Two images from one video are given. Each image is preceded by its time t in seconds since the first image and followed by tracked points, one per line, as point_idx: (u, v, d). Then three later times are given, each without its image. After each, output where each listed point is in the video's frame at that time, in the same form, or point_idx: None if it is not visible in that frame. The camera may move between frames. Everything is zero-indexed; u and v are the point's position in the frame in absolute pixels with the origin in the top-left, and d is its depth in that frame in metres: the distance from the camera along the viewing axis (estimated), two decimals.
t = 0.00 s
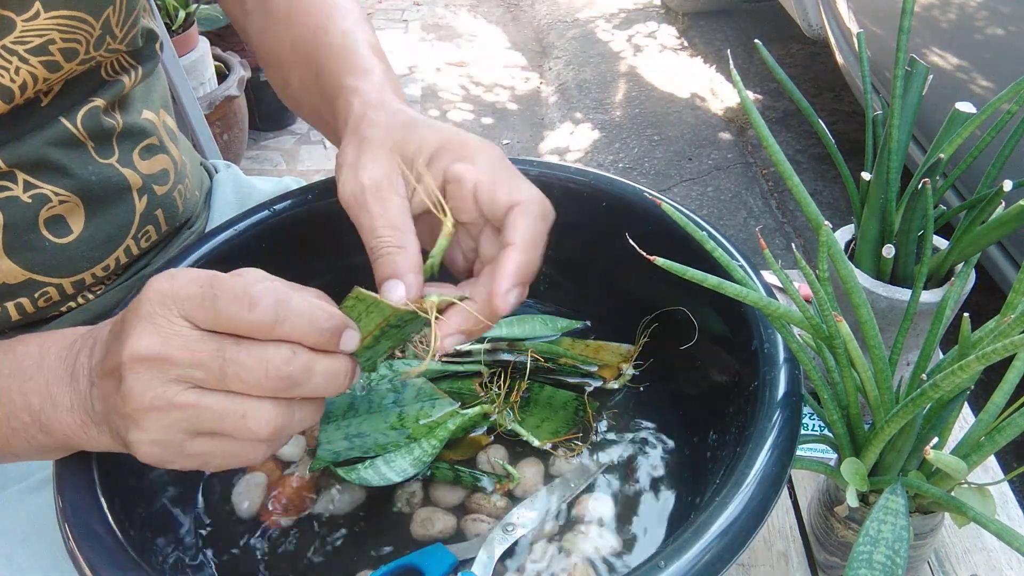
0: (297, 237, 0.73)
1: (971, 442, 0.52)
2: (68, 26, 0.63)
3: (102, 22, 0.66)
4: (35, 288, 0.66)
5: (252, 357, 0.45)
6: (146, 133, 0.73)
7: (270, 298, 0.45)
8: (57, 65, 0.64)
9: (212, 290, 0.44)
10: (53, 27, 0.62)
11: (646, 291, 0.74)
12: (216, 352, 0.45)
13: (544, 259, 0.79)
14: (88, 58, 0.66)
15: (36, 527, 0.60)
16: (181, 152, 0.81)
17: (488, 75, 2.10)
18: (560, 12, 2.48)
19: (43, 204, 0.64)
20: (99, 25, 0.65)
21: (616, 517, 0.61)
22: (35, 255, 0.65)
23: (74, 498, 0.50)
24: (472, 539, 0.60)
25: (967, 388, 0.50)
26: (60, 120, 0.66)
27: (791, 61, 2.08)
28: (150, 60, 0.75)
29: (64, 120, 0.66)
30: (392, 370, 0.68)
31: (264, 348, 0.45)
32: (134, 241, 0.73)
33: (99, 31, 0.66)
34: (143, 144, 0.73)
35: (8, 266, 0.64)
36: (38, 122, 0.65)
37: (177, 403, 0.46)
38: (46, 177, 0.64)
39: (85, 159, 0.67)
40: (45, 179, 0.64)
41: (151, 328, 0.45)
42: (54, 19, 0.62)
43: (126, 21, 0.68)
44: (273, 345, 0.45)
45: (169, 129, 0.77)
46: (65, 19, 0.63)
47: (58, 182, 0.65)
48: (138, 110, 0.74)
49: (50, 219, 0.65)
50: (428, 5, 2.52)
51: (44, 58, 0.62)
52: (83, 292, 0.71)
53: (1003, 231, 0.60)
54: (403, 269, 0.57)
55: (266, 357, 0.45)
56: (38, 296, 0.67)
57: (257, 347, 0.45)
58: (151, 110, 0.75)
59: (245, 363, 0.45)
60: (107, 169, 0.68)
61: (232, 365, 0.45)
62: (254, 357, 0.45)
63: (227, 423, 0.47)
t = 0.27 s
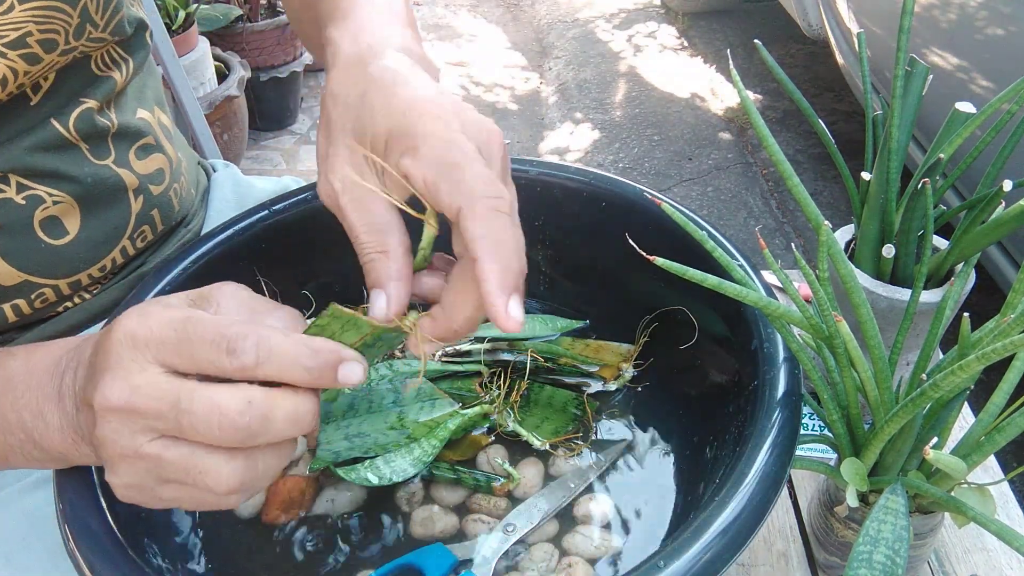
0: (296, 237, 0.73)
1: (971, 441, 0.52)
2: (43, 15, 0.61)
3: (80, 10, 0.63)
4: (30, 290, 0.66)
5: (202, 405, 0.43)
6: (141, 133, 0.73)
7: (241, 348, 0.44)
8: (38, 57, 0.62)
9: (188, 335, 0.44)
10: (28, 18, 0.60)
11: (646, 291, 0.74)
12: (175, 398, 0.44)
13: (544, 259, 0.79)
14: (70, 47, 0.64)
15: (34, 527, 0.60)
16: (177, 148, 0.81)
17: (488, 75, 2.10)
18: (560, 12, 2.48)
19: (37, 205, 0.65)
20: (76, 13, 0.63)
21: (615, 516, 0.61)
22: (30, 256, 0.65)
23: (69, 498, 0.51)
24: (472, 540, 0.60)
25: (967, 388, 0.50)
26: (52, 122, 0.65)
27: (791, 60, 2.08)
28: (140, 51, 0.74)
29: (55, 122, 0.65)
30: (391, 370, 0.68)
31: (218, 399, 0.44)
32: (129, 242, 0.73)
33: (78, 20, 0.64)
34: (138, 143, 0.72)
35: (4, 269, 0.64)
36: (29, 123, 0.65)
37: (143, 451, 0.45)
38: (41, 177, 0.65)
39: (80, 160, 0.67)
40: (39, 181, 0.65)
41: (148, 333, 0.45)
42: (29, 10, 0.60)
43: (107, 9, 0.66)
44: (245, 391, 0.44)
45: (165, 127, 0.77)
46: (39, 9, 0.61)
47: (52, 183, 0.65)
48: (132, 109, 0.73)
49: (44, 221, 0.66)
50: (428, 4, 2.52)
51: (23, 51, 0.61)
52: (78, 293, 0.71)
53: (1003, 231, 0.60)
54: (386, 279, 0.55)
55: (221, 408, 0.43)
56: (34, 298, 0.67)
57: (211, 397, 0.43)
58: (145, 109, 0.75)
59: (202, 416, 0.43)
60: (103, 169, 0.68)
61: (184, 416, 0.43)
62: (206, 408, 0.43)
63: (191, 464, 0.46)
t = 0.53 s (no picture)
0: (296, 237, 0.73)
1: (972, 441, 0.52)
2: (31, 10, 0.61)
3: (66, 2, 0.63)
4: (28, 289, 0.67)
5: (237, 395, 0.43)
6: (138, 131, 0.72)
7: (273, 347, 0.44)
8: (28, 52, 0.62)
9: (226, 339, 0.44)
10: (15, 14, 0.60)
11: (646, 291, 0.74)
12: (210, 396, 0.43)
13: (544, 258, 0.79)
14: (60, 42, 0.64)
15: (33, 525, 0.60)
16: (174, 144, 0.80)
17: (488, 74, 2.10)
18: (561, 12, 2.48)
19: (34, 203, 0.65)
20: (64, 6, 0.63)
21: (615, 516, 0.61)
22: (28, 255, 0.65)
23: (70, 494, 0.51)
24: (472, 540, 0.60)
25: (967, 388, 0.50)
26: (46, 120, 0.65)
27: (791, 61, 2.08)
28: (134, 42, 0.73)
29: (49, 120, 0.65)
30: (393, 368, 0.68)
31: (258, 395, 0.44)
32: (128, 240, 0.73)
33: (62, 10, 0.63)
34: (134, 142, 0.72)
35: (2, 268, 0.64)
36: (24, 119, 0.65)
37: (175, 444, 0.45)
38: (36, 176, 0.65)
39: (76, 158, 0.67)
40: (35, 179, 0.65)
41: (163, 325, 0.46)
42: (16, 6, 0.60)
43: None
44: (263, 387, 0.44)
45: (162, 124, 0.77)
46: (26, 4, 0.61)
47: (49, 182, 0.65)
48: (129, 106, 0.73)
49: (42, 219, 0.66)
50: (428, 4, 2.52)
51: (13, 47, 0.61)
52: (77, 291, 0.71)
53: (1003, 231, 0.60)
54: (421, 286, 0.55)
55: (253, 405, 0.43)
56: (32, 297, 0.68)
57: (245, 393, 0.43)
58: (142, 106, 0.74)
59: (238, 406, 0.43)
60: (100, 168, 0.68)
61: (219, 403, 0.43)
62: (240, 404, 0.43)
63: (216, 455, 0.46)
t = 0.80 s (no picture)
0: (296, 238, 0.73)
1: (971, 441, 0.52)
2: (28, 8, 0.61)
3: None
4: (26, 287, 0.67)
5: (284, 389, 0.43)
6: (137, 130, 0.72)
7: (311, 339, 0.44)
8: (25, 51, 0.62)
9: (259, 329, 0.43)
10: (12, 13, 0.60)
11: (646, 290, 0.74)
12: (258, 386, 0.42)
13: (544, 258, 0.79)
14: (57, 39, 0.64)
15: (33, 524, 0.60)
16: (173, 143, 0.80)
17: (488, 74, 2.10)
18: (560, 12, 2.48)
19: (32, 202, 0.65)
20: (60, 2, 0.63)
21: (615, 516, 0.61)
22: (23, 252, 0.65)
23: (71, 494, 0.51)
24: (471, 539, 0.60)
25: (967, 388, 0.50)
26: (44, 119, 0.65)
27: (791, 60, 2.08)
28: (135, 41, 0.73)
29: (47, 119, 0.66)
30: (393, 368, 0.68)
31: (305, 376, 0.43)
32: (126, 239, 0.73)
33: (58, 9, 0.63)
34: (132, 141, 0.72)
35: None
36: (22, 117, 0.65)
37: (221, 440, 0.44)
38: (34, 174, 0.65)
39: (73, 157, 0.67)
40: (34, 177, 0.65)
41: (184, 313, 0.44)
42: (13, 5, 0.60)
43: None
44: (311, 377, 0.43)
45: (162, 123, 0.77)
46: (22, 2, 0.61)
47: (46, 180, 0.66)
48: (128, 105, 0.73)
49: (39, 217, 0.66)
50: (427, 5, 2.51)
51: (10, 46, 0.61)
52: (76, 289, 0.71)
53: (1003, 231, 0.60)
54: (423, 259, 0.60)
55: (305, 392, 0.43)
56: (30, 295, 0.68)
57: (296, 381, 0.43)
58: (141, 105, 0.74)
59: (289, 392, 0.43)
60: (97, 166, 0.68)
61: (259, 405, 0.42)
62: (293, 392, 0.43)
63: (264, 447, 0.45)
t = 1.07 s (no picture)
0: (296, 237, 0.73)
1: (971, 441, 0.52)
2: (27, 7, 0.60)
3: None
4: (24, 284, 0.67)
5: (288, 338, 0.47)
6: (134, 129, 0.72)
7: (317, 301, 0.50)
8: (23, 49, 0.62)
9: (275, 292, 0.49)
10: (10, 11, 0.59)
11: (645, 290, 0.74)
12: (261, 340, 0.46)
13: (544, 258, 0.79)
14: (55, 39, 0.64)
15: (32, 523, 0.60)
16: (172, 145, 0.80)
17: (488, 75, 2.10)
18: (560, 12, 2.48)
19: (28, 198, 0.65)
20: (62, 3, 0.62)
21: (615, 516, 0.61)
22: (20, 249, 0.65)
23: (70, 492, 0.51)
24: (471, 539, 0.60)
25: (967, 388, 0.50)
26: (41, 117, 0.65)
27: (791, 61, 2.08)
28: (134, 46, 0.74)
29: (45, 117, 0.66)
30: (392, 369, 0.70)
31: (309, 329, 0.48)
32: (123, 236, 0.73)
33: (60, 10, 0.62)
34: (131, 140, 0.72)
35: None
36: (20, 116, 0.65)
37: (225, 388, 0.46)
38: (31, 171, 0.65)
39: (70, 154, 0.67)
40: (31, 173, 0.65)
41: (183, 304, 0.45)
42: (12, 3, 0.59)
43: None
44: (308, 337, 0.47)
45: (161, 123, 0.77)
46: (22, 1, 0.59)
47: (43, 176, 0.66)
48: (125, 104, 0.73)
49: (35, 213, 0.66)
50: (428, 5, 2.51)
51: (8, 44, 0.60)
52: (75, 287, 0.71)
53: (1003, 231, 0.60)
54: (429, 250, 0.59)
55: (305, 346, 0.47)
56: (27, 292, 0.67)
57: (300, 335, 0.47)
58: (139, 105, 0.74)
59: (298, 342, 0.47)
60: (94, 163, 0.69)
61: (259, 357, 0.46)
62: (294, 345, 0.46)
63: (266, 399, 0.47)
